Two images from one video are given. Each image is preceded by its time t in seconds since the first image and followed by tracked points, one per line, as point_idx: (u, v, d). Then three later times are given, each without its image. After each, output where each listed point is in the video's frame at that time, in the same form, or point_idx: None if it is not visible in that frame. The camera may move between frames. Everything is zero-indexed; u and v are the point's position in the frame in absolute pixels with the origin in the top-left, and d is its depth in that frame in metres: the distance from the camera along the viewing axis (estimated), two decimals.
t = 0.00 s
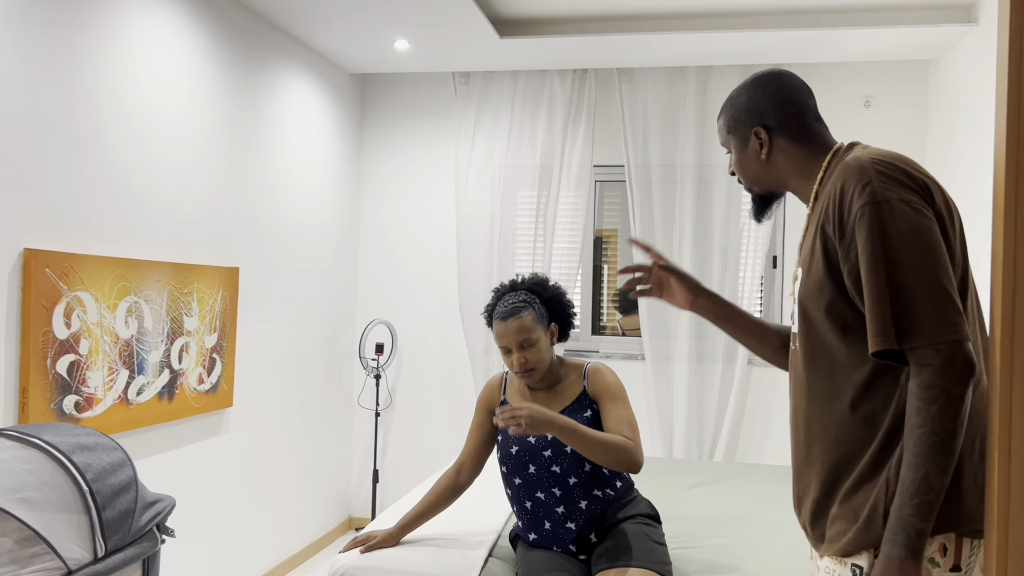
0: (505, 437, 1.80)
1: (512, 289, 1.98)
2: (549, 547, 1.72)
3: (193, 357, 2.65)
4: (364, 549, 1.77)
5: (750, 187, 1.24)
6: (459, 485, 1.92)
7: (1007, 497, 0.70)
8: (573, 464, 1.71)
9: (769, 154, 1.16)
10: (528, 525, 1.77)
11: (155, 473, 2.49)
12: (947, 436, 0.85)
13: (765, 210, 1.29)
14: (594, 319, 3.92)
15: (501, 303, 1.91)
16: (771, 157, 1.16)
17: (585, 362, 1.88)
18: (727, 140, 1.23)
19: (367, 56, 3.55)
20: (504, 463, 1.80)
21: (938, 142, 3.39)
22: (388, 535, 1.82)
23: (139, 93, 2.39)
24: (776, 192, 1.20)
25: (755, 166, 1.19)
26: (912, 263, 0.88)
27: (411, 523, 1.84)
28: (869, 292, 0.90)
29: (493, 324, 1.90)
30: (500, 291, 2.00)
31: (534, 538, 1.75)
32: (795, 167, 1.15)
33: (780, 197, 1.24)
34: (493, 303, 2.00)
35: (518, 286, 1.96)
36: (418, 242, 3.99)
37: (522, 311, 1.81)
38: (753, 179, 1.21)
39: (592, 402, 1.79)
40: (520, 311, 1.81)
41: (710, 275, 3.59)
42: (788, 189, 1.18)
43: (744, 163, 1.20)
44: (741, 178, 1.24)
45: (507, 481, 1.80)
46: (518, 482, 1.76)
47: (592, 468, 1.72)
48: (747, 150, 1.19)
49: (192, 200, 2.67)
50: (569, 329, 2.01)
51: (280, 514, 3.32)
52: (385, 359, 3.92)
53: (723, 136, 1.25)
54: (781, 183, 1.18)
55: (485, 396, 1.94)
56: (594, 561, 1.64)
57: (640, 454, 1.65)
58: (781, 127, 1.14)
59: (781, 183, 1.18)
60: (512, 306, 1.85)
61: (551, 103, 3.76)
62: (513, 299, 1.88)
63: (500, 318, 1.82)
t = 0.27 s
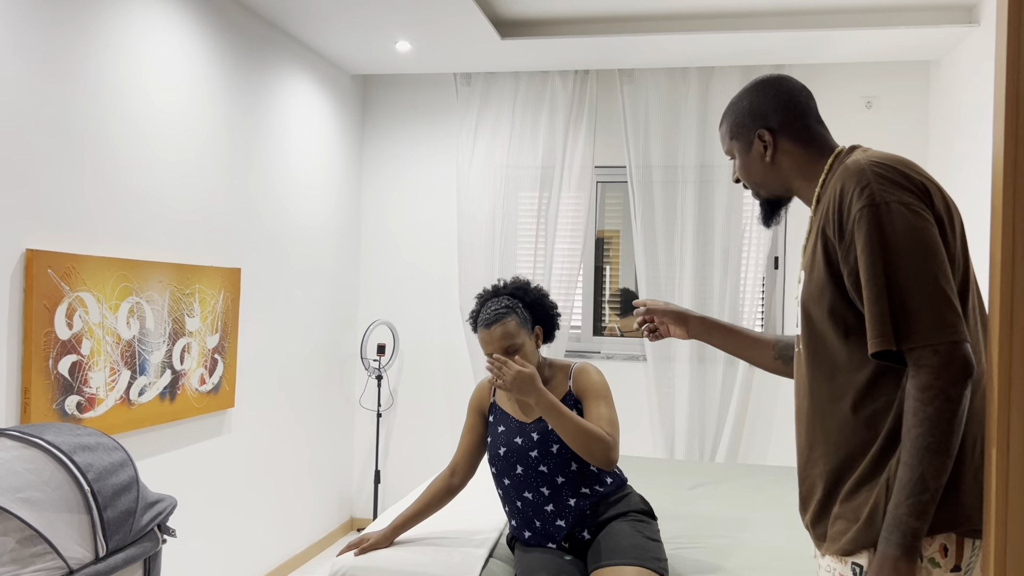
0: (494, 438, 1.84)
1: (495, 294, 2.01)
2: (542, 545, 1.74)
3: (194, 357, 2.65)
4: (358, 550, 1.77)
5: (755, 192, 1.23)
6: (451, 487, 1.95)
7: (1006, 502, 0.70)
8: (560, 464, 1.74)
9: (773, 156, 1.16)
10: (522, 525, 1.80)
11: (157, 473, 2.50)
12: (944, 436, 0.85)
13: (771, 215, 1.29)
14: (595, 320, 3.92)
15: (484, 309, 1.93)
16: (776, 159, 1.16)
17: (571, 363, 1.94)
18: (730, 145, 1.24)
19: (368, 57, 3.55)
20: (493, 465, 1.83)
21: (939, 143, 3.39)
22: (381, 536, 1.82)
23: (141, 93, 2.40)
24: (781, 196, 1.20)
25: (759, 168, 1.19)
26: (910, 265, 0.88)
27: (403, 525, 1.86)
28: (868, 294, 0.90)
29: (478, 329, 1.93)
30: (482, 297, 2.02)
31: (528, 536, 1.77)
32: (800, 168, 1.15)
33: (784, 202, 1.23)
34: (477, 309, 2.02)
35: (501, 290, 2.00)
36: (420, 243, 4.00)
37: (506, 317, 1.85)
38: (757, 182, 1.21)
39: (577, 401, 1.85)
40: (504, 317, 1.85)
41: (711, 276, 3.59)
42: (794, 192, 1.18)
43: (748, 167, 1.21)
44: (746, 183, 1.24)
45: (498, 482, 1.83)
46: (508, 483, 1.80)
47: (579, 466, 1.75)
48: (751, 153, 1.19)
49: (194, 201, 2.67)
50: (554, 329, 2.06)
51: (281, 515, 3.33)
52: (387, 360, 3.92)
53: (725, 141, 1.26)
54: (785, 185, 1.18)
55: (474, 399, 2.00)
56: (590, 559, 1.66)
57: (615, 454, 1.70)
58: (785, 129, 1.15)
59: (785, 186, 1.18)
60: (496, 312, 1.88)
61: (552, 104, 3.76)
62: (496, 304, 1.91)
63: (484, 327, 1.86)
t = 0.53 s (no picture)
0: (487, 444, 1.85)
1: (473, 305, 2.03)
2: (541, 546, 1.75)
3: (196, 358, 2.65)
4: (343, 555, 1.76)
5: (761, 196, 1.23)
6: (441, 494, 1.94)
7: (1008, 527, 0.66)
8: (553, 464, 1.76)
9: (779, 160, 1.16)
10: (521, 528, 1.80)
11: (159, 473, 2.50)
12: (952, 435, 0.84)
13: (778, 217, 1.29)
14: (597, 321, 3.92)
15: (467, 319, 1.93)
16: (782, 163, 1.16)
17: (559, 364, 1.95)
18: (736, 150, 1.24)
19: (370, 58, 3.55)
20: (488, 470, 1.84)
21: (941, 144, 3.39)
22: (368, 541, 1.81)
23: (142, 93, 2.40)
24: (788, 200, 1.20)
25: (766, 173, 1.19)
26: (919, 264, 0.88)
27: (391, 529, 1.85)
28: (876, 294, 0.90)
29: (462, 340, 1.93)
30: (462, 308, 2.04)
31: (528, 538, 1.77)
32: (806, 172, 1.14)
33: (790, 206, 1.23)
34: (458, 321, 2.04)
35: (480, 301, 2.02)
36: (421, 244, 4.00)
37: (492, 326, 1.85)
38: (763, 186, 1.21)
39: (567, 401, 1.87)
40: (489, 326, 1.84)
41: (713, 277, 3.59)
42: (800, 196, 1.18)
43: (755, 172, 1.21)
44: (752, 186, 1.24)
45: (494, 488, 1.84)
46: (503, 487, 1.81)
47: (572, 465, 1.77)
48: (758, 157, 1.19)
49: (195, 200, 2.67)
50: (537, 332, 2.09)
51: (283, 515, 3.33)
52: (389, 361, 3.92)
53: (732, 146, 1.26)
54: (792, 189, 1.18)
55: (464, 408, 2.01)
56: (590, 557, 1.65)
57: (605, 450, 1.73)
58: (791, 134, 1.15)
59: (791, 190, 1.18)
60: (481, 321, 1.87)
61: (554, 105, 3.76)
62: (479, 313, 1.91)
63: (471, 338, 1.84)
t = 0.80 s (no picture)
0: (478, 449, 1.85)
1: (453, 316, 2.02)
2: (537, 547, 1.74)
3: (195, 358, 2.65)
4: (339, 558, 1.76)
5: (760, 201, 1.23)
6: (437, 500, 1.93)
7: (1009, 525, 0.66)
8: (544, 466, 1.76)
9: (780, 167, 1.16)
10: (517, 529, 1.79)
11: (158, 474, 2.49)
12: (965, 434, 0.84)
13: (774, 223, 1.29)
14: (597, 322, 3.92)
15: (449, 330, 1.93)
16: (782, 170, 1.16)
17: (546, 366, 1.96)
18: (735, 155, 1.23)
19: (369, 58, 3.55)
20: (481, 475, 1.84)
21: (940, 145, 3.39)
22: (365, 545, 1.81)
23: (141, 92, 2.39)
24: (787, 206, 1.20)
25: (766, 180, 1.19)
26: (928, 265, 0.88)
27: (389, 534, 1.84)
28: (887, 295, 0.89)
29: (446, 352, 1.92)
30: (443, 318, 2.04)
31: (525, 539, 1.76)
32: (807, 179, 1.15)
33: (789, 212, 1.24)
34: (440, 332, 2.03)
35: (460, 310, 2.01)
36: (420, 244, 3.99)
37: (474, 335, 1.85)
38: (762, 193, 1.21)
39: (554, 403, 1.87)
40: (472, 335, 1.84)
41: (712, 277, 3.59)
42: (799, 203, 1.18)
43: (754, 178, 1.20)
44: (751, 192, 1.24)
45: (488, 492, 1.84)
46: (497, 491, 1.81)
47: (563, 466, 1.77)
48: (757, 164, 1.19)
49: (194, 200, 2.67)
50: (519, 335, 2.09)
51: (282, 516, 3.32)
52: (388, 361, 3.91)
53: (730, 151, 1.25)
54: (792, 196, 1.18)
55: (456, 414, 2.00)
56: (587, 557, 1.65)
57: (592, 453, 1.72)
58: (792, 141, 1.15)
59: (791, 197, 1.18)
60: (462, 332, 1.87)
61: (554, 105, 3.76)
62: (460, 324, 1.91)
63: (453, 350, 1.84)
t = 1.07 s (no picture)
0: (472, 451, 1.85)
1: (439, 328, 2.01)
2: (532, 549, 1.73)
3: (191, 358, 2.64)
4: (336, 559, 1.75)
5: (748, 215, 1.26)
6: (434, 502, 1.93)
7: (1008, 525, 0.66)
8: (536, 470, 1.76)
9: (768, 182, 1.19)
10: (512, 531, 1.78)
11: (153, 474, 2.48)
12: (979, 435, 0.83)
13: (762, 235, 1.32)
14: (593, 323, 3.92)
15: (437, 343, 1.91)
16: (770, 185, 1.19)
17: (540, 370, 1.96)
18: (721, 171, 1.26)
19: (366, 58, 3.54)
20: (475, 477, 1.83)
21: (936, 147, 3.40)
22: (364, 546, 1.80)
23: (138, 91, 2.39)
24: (776, 218, 1.23)
25: (755, 195, 1.21)
26: (931, 269, 0.88)
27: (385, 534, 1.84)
28: (891, 301, 0.89)
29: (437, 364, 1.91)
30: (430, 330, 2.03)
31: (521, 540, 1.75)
32: (794, 193, 1.17)
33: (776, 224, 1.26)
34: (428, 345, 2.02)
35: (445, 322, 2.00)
36: (416, 245, 3.99)
37: (462, 346, 1.84)
38: (751, 207, 1.23)
39: (546, 409, 1.86)
40: (460, 347, 1.83)
41: (708, 278, 3.59)
42: (788, 215, 1.21)
43: (743, 193, 1.23)
44: (738, 206, 1.27)
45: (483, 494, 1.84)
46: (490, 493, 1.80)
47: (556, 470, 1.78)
48: (746, 180, 1.21)
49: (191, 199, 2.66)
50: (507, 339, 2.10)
51: (277, 517, 3.31)
52: (384, 362, 3.91)
53: (717, 166, 1.28)
54: (781, 210, 1.20)
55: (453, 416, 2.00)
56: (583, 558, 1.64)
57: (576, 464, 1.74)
58: (779, 157, 1.17)
59: (779, 210, 1.21)
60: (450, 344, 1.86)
61: (551, 106, 3.76)
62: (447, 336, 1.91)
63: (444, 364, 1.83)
